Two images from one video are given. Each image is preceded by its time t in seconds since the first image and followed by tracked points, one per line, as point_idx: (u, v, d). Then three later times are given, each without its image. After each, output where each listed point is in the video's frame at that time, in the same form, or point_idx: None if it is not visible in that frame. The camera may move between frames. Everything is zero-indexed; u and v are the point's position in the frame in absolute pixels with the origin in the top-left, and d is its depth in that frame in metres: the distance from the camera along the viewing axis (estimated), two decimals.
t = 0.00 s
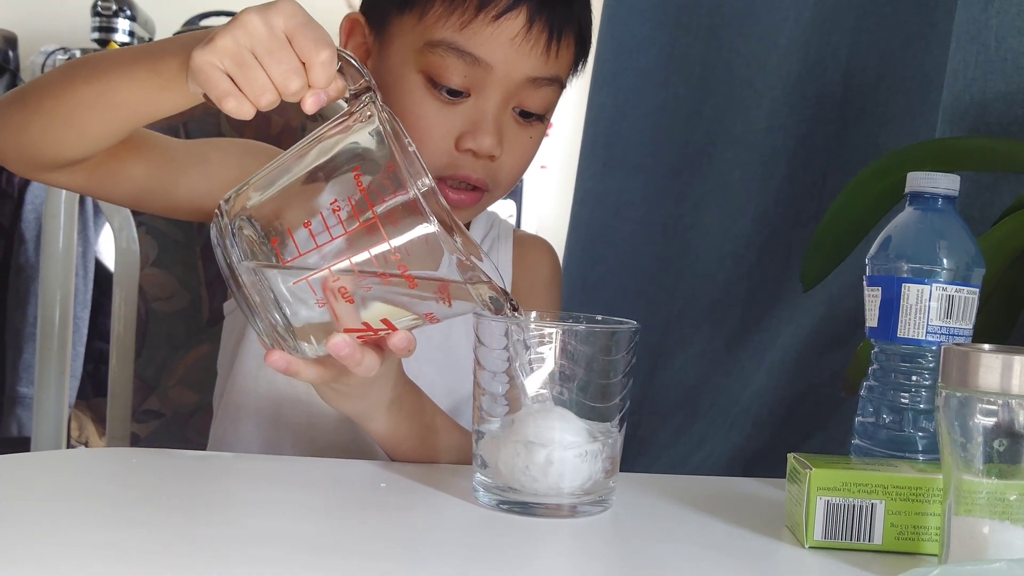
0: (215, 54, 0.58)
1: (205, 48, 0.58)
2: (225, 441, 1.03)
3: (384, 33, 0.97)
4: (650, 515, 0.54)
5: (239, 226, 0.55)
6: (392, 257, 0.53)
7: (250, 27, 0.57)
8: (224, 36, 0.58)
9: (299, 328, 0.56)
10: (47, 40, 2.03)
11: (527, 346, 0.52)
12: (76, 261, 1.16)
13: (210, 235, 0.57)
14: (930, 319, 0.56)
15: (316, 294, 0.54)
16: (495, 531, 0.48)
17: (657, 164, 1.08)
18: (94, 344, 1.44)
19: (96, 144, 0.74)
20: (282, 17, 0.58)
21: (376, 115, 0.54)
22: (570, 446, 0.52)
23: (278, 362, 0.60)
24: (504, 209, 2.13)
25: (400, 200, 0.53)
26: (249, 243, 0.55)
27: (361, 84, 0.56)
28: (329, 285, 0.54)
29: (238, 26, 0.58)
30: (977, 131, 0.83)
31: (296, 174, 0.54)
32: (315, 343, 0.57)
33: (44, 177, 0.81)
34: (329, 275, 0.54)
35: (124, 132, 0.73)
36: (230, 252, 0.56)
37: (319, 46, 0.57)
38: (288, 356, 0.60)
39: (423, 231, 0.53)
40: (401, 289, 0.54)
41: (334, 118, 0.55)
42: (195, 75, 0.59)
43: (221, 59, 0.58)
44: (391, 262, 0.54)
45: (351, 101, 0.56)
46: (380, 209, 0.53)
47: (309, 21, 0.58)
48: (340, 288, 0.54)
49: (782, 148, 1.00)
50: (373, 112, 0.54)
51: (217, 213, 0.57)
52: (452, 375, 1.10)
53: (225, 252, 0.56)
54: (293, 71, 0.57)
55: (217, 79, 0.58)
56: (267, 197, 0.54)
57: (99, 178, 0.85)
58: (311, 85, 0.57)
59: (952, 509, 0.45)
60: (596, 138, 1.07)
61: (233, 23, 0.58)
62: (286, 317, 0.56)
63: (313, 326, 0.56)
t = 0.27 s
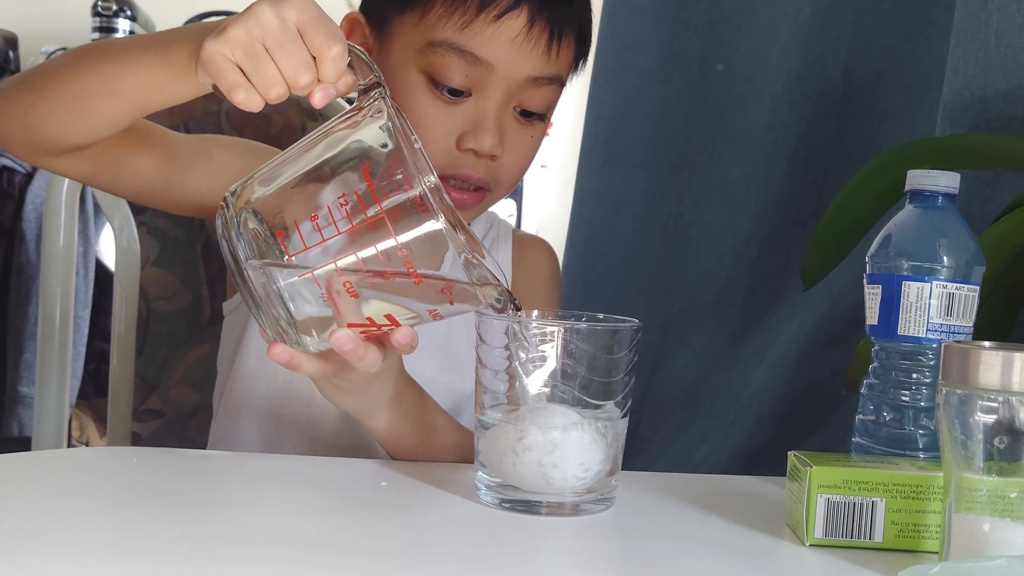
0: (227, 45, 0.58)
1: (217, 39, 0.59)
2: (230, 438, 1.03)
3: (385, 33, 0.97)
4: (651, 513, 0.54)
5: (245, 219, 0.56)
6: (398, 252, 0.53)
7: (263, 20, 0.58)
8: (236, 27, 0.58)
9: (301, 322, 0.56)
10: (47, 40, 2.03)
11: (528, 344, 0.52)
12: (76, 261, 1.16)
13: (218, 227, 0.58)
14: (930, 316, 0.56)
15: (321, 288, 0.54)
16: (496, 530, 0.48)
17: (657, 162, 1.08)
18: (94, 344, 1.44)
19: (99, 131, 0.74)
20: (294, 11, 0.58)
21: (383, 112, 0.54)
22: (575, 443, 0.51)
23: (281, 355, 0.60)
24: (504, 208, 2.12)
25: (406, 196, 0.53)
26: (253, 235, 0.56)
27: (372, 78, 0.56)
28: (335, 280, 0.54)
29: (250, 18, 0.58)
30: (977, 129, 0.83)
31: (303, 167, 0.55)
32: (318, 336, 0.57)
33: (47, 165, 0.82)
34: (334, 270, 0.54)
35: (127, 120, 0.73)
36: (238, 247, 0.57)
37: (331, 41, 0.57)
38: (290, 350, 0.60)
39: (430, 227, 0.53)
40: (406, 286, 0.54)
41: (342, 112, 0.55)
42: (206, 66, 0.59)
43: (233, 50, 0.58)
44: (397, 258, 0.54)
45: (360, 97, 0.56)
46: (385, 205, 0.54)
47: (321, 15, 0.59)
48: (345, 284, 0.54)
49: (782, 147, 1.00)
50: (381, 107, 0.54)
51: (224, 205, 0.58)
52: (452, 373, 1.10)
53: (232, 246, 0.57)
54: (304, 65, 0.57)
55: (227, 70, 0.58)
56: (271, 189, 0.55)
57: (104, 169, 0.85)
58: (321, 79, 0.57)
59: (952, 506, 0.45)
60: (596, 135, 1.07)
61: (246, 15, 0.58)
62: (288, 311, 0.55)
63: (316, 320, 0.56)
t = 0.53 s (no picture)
0: (239, 38, 0.58)
1: (229, 30, 0.58)
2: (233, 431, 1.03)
3: (388, 33, 0.97)
4: (653, 512, 0.54)
5: (251, 211, 0.56)
6: (405, 249, 0.54)
7: (276, 13, 0.58)
8: (248, 19, 0.58)
9: (304, 315, 0.57)
10: (48, 40, 2.03)
11: (532, 343, 0.52)
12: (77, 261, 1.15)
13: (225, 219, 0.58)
14: (932, 315, 0.56)
15: (327, 282, 0.55)
16: (498, 530, 0.48)
17: (659, 162, 1.08)
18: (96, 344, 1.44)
19: (103, 119, 0.74)
20: (307, 6, 0.58)
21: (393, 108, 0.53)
22: (581, 440, 0.51)
23: (284, 349, 0.60)
24: (505, 208, 2.12)
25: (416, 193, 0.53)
26: (259, 228, 0.56)
27: (383, 75, 0.55)
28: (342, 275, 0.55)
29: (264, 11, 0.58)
30: (979, 129, 0.83)
31: (313, 163, 0.55)
32: (321, 330, 0.58)
33: (51, 153, 0.82)
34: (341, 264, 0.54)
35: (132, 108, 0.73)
36: (243, 242, 0.57)
37: (343, 37, 0.57)
38: (294, 344, 0.61)
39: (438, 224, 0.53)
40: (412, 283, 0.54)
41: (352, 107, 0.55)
42: (217, 58, 0.58)
43: (244, 43, 0.58)
44: (403, 254, 0.54)
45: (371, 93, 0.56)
46: (394, 201, 0.54)
47: (333, 12, 0.59)
48: (351, 280, 0.54)
49: (783, 146, 1.00)
50: (391, 104, 0.53)
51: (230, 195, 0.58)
52: (454, 373, 1.10)
53: (237, 241, 0.57)
54: (316, 60, 0.57)
55: (238, 62, 0.58)
56: (279, 184, 0.55)
57: (107, 162, 0.85)
58: (331, 74, 0.58)
59: (954, 505, 0.45)
60: (598, 135, 1.06)
61: (258, 8, 0.58)
62: (292, 305, 0.56)
63: (322, 314, 0.56)
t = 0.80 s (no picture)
0: (239, 44, 0.58)
1: (229, 37, 0.58)
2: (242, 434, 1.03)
3: (394, 32, 0.97)
4: (655, 512, 0.54)
5: (254, 218, 0.56)
6: (410, 251, 0.54)
7: (275, 18, 0.58)
8: (247, 26, 0.58)
9: (312, 321, 0.57)
10: (49, 40, 2.03)
11: (535, 345, 0.52)
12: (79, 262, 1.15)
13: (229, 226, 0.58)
14: (933, 315, 0.55)
15: (334, 287, 0.54)
16: (501, 530, 0.48)
17: (660, 161, 1.08)
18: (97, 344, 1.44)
19: (107, 127, 0.73)
20: (306, 10, 0.58)
21: (394, 111, 0.54)
22: (587, 438, 0.51)
23: (293, 353, 0.60)
24: (506, 207, 2.12)
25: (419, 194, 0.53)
26: (263, 234, 0.56)
27: (383, 77, 0.56)
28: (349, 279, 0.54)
29: (262, 17, 0.58)
30: (980, 128, 0.83)
31: (316, 167, 0.54)
32: (329, 335, 0.58)
33: (55, 165, 0.82)
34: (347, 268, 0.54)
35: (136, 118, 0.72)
36: (248, 245, 0.56)
37: (341, 39, 0.57)
38: (303, 348, 0.61)
39: (443, 225, 0.53)
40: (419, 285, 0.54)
41: (353, 111, 0.55)
42: (218, 66, 0.59)
43: (244, 49, 0.58)
44: (409, 256, 0.54)
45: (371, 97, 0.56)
46: (398, 203, 0.54)
47: (332, 15, 0.58)
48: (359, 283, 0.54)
49: (784, 145, 1.00)
50: (392, 106, 0.54)
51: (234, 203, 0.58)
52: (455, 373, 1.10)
53: (243, 246, 0.57)
54: (315, 63, 0.57)
55: (238, 69, 0.58)
56: (281, 189, 0.55)
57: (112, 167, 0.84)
58: (331, 78, 0.57)
59: (956, 505, 0.45)
60: (598, 135, 1.06)
61: (257, 14, 0.58)
62: (300, 310, 0.56)
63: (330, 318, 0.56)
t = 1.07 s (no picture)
0: (219, 71, 0.58)
1: (208, 66, 0.58)
2: (260, 440, 1.04)
3: (390, 30, 0.97)
4: (656, 512, 0.54)
5: (256, 243, 0.56)
6: (416, 257, 0.54)
7: (251, 42, 0.58)
8: (226, 51, 0.58)
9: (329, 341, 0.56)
10: (50, 39, 2.02)
11: (539, 346, 0.52)
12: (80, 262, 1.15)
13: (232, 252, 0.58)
14: (934, 314, 0.55)
15: (344, 300, 0.54)
16: (503, 530, 0.48)
17: (660, 161, 1.08)
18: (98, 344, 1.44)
19: (105, 157, 0.73)
20: (281, 30, 0.58)
21: (383, 121, 0.54)
22: (591, 434, 0.51)
23: (311, 370, 0.60)
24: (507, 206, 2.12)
25: (419, 197, 0.53)
26: (266, 258, 0.56)
27: (367, 87, 0.56)
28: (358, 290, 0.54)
29: (238, 42, 0.58)
30: (981, 127, 0.82)
31: (312, 184, 0.55)
32: (345, 349, 0.58)
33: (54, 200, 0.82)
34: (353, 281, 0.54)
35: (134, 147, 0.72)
36: (251, 261, 0.56)
37: (321, 54, 0.57)
38: (321, 365, 0.61)
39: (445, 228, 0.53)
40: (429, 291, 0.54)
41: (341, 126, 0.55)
42: (202, 96, 0.59)
43: (225, 75, 0.58)
44: (415, 262, 0.54)
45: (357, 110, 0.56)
46: (399, 210, 0.54)
47: (308, 30, 0.59)
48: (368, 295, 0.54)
49: (785, 145, 1.00)
50: (380, 116, 0.54)
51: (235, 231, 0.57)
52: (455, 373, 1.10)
53: (246, 264, 0.57)
54: (298, 81, 0.57)
55: (222, 96, 0.58)
56: (280, 208, 0.55)
57: (111, 184, 0.84)
58: (315, 94, 0.57)
59: (957, 504, 0.45)
60: (599, 134, 1.06)
61: (232, 40, 0.58)
62: (311, 326, 0.55)
63: (341, 331, 0.56)
